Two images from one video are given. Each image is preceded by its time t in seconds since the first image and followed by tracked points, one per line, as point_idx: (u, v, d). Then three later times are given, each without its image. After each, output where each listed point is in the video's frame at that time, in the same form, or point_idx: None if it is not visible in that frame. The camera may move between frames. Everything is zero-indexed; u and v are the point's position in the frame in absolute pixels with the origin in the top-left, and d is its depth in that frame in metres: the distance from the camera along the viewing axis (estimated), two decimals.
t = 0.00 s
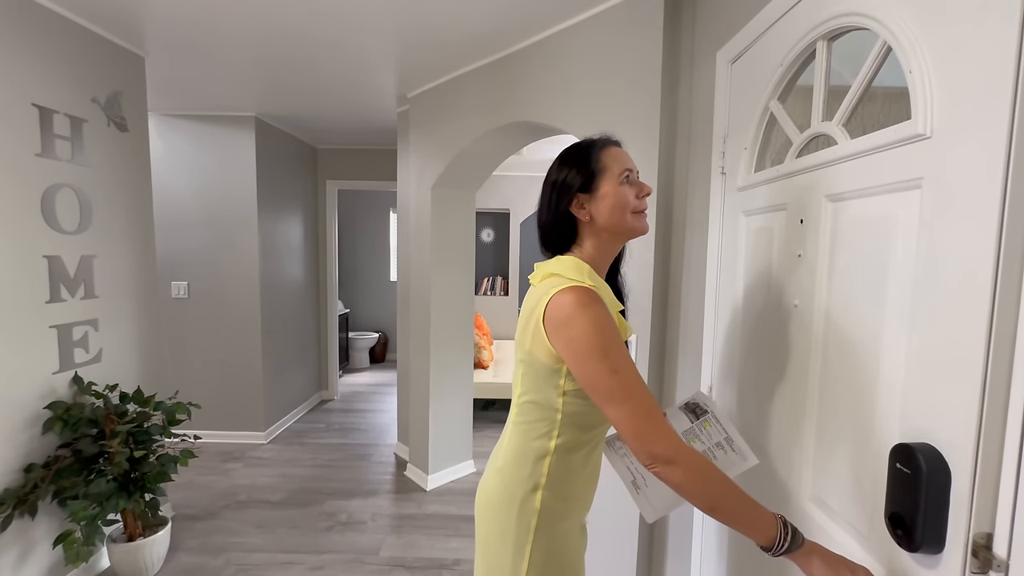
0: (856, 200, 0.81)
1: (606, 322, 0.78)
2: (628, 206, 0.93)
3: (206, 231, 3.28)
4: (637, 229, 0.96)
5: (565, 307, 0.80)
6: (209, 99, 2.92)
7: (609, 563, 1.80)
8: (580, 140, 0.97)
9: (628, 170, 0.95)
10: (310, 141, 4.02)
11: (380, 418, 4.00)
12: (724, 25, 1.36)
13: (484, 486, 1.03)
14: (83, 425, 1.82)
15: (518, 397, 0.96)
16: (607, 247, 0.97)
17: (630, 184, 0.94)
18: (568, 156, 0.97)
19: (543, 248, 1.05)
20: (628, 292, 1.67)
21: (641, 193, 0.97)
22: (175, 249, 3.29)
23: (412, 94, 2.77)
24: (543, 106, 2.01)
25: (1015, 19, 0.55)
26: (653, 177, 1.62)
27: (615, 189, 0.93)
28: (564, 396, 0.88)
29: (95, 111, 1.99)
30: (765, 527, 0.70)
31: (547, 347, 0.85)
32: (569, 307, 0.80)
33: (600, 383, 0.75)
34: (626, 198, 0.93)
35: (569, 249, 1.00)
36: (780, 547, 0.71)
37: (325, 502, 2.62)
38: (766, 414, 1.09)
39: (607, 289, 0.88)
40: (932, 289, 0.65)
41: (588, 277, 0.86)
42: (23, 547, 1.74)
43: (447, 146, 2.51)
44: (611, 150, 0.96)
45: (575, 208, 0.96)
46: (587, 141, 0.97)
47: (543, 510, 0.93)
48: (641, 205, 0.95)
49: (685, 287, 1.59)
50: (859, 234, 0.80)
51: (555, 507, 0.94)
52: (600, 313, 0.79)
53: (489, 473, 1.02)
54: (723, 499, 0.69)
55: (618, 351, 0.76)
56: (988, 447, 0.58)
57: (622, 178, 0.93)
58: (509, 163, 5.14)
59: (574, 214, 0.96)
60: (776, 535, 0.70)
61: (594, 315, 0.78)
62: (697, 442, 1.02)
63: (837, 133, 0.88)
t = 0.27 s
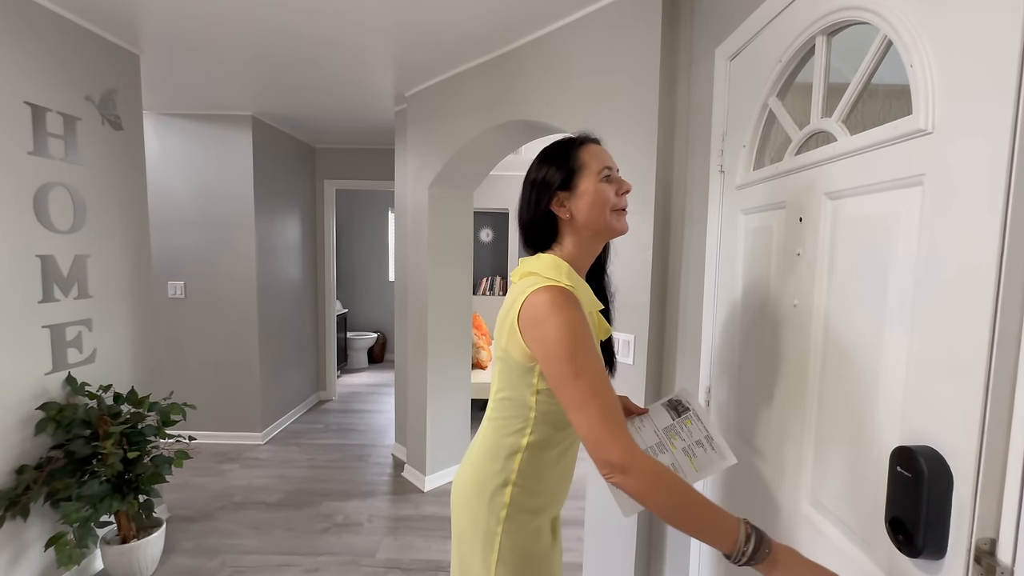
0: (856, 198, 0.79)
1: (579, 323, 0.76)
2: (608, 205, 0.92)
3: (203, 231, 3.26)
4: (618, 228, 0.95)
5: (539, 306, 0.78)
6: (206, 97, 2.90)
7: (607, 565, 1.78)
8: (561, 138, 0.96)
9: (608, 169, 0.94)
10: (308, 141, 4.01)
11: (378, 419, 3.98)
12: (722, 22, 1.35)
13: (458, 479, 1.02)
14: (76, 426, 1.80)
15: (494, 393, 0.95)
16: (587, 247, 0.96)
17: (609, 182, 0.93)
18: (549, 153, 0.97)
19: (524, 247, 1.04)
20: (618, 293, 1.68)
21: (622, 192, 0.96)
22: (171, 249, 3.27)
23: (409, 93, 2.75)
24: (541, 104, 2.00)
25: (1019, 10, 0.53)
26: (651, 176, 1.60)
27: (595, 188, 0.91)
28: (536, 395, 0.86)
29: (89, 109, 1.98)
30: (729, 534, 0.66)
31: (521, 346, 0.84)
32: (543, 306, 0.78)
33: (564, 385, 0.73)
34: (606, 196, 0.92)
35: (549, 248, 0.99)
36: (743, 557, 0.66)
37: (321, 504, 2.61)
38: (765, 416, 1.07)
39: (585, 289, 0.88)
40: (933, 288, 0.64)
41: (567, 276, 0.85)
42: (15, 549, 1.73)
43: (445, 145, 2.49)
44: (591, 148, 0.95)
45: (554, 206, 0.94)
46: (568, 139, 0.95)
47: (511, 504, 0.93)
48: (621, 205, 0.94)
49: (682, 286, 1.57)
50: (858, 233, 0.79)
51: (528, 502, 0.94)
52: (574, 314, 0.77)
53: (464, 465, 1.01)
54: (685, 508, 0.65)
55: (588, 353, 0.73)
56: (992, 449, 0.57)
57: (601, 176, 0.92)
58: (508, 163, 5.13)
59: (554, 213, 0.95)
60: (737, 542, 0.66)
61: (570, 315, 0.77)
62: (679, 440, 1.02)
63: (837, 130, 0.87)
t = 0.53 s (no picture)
0: (856, 196, 0.78)
1: (515, 324, 0.82)
2: (558, 207, 0.98)
3: (201, 231, 3.25)
4: (569, 229, 1.01)
5: (484, 300, 0.84)
6: (204, 96, 2.89)
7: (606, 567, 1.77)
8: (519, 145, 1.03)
9: (561, 173, 1.00)
10: (306, 140, 4.00)
11: (377, 419, 3.97)
12: (722, 20, 1.34)
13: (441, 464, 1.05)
14: (71, 427, 1.79)
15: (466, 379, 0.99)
16: (543, 247, 1.02)
17: (559, 186, 0.99)
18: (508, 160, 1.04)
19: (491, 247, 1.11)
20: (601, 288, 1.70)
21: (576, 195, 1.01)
22: (169, 248, 3.26)
23: (408, 92, 2.74)
24: (539, 103, 1.98)
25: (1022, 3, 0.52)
26: (651, 175, 1.59)
27: (544, 191, 0.98)
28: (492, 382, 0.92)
29: (85, 108, 1.97)
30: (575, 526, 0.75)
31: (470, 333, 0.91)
32: (488, 301, 0.84)
33: (477, 376, 0.80)
34: (555, 199, 0.98)
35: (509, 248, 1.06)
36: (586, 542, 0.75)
37: (319, 505, 2.59)
38: (764, 418, 1.06)
39: (539, 285, 0.92)
40: (934, 288, 0.63)
41: (515, 273, 0.91)
42: (9, 551, 1.71)
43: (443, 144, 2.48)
44: (547, 153, 1.01)
45: (510, 208, 1.02)
46: (526, 145, 1.02)
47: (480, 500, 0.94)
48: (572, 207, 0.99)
49: (682, 287, 1.56)
50: (858, 232, 0.77)
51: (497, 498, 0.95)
52: (511, 314, 0.82)
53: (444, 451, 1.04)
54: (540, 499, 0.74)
55: (510, 353, 0.79)
56: (995, 453, 0.55)
57: (552, 180, 0.98)
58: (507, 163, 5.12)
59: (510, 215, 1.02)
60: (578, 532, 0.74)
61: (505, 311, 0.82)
62: (655, 437, 1.07)
63: (836, 128, 0.86)
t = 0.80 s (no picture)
0: (857, 195, 0.77)
1: (448, 315, 0.95)
2: (503, 220, 1.07)
3: (200, 231, 3.24)
4: (513, 243, 1.08)
5: (430, 292, 0.98)
6: (203, 96, 2.88)
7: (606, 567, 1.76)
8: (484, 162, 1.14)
9: (509, 190, 1.09)
10: (306, 140, 3.99)
11: (376, 419, 3.97)
12: (722, 18, 1.33)
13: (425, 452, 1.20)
14: (68, 427, 1.78)
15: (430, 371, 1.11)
16: (494, 257, 1.10)
17: (507, 202, 1.08)
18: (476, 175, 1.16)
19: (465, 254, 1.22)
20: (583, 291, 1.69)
21: (525, 209, 1.10)
22: (168, 248, 3.26)
23: (407, 92, 2.73)
24: (539, 103, 1.98)
25: None
26: (650, 174, 1.58)
27: (492, 206, 1.07)
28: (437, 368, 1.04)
29: (83, 108, 1.96)
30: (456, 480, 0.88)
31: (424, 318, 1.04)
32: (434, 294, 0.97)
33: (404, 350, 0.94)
34: (501, 213, 1.07)
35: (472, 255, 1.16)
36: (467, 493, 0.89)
37: (318, 505, 2.59)
38: (765, 419, 1.05)
39: (485, 287, 1.01)
40: (938, 288, 0.62)
41: (465, 275, 1.02)
42: (7, 551, 1.71)
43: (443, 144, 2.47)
44: (502, 171, 1.11)
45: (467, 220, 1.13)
46: (486, 163, 1.13)
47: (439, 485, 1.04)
48: (518, 220, 1.08)
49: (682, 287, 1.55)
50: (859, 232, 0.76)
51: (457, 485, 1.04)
52: (448, 307, 0.95)
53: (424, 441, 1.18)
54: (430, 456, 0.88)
55: (435, 338, 0.93)
56: (1000, 456, 0.55)
57: (500, 195, 1.08)
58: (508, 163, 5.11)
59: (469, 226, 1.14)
60: (455, 481, 0.88)
61: (442, 309, 0.94)
62: (605, 434, 1.10)
63: (837, 126, 0.85)
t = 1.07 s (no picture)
0: (859, 195, 0.77)
1: (408, 295, 1.12)
2: (465, 215, 1.21)
3: (204, 231, 3.26)
4: (475, 234, 1.21)
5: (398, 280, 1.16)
6: (207, 97, 2.89)
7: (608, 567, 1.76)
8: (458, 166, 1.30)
9: (475, 187, 1.23)
10: (309, 140, 4.01)
11: (378, 419, 3.98)
12: (724, 18, 1.33)
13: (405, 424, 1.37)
14: (73, 426, 1.79)
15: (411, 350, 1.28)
16: (462, 248, 1.23)
17: (468, 199, 1.22)
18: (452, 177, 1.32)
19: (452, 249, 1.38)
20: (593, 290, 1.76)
21: (487, 205, 1.22)
22: (171, 248, 3.27)
23: (410, 92, 2.73)
24: (541, 103, 1.98)
25: None
26: (652, 175, 1.58)
27: (457, 202, 1.22)
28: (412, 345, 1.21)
29: (88, 108, 1.97)
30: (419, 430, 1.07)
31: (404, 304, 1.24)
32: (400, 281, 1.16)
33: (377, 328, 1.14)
34: (462, 208, 1.21)
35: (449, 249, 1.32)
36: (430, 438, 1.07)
37: (320, 505, 2.59)
38: (767, 420, 1.05)
39: (449, 275, 1.17)
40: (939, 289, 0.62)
41: (431, 265, 1.19)
42: (12, 549, 1.72)
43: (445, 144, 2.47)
44: (472, 169, 1.26)
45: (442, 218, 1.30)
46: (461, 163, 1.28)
47: (411, 454, 1.20)
48: (480, 215, 1.21)
49: (684, 287, 1.56)
50: (861, 232, 0.76)
51: (425, 455, 1.20)
52: (407, 289, 1.12)
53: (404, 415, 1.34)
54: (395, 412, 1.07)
55: (396, 315, 1.11)
56: (1001, 457, 0.54)
57: (464, 192, 1.23)
58: (510, 163, 5.12)
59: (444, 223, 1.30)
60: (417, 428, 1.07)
61: (406, 295, 1.12)
62: (558, 433, 1.28)
63: (839, 126, 0.85)
